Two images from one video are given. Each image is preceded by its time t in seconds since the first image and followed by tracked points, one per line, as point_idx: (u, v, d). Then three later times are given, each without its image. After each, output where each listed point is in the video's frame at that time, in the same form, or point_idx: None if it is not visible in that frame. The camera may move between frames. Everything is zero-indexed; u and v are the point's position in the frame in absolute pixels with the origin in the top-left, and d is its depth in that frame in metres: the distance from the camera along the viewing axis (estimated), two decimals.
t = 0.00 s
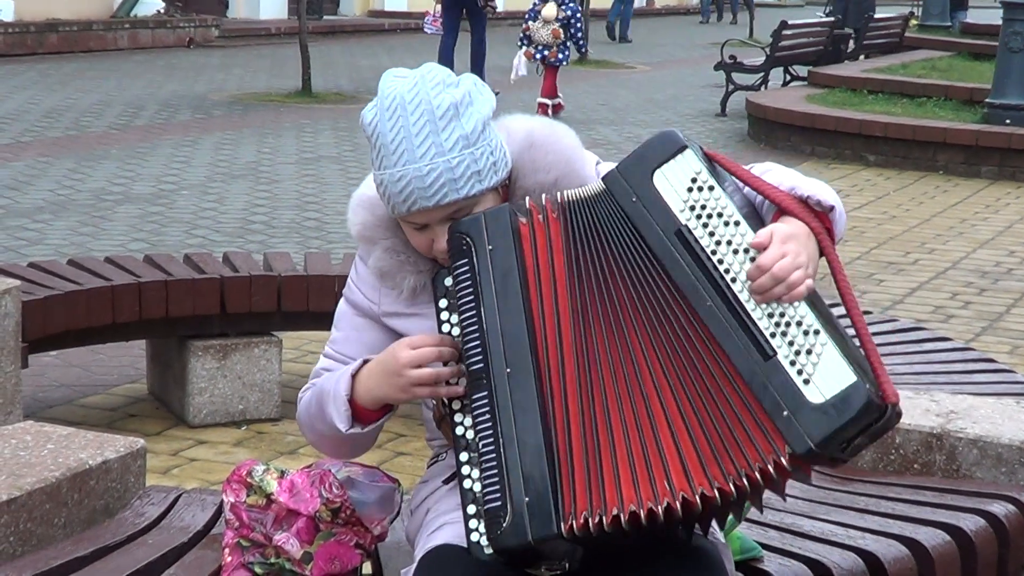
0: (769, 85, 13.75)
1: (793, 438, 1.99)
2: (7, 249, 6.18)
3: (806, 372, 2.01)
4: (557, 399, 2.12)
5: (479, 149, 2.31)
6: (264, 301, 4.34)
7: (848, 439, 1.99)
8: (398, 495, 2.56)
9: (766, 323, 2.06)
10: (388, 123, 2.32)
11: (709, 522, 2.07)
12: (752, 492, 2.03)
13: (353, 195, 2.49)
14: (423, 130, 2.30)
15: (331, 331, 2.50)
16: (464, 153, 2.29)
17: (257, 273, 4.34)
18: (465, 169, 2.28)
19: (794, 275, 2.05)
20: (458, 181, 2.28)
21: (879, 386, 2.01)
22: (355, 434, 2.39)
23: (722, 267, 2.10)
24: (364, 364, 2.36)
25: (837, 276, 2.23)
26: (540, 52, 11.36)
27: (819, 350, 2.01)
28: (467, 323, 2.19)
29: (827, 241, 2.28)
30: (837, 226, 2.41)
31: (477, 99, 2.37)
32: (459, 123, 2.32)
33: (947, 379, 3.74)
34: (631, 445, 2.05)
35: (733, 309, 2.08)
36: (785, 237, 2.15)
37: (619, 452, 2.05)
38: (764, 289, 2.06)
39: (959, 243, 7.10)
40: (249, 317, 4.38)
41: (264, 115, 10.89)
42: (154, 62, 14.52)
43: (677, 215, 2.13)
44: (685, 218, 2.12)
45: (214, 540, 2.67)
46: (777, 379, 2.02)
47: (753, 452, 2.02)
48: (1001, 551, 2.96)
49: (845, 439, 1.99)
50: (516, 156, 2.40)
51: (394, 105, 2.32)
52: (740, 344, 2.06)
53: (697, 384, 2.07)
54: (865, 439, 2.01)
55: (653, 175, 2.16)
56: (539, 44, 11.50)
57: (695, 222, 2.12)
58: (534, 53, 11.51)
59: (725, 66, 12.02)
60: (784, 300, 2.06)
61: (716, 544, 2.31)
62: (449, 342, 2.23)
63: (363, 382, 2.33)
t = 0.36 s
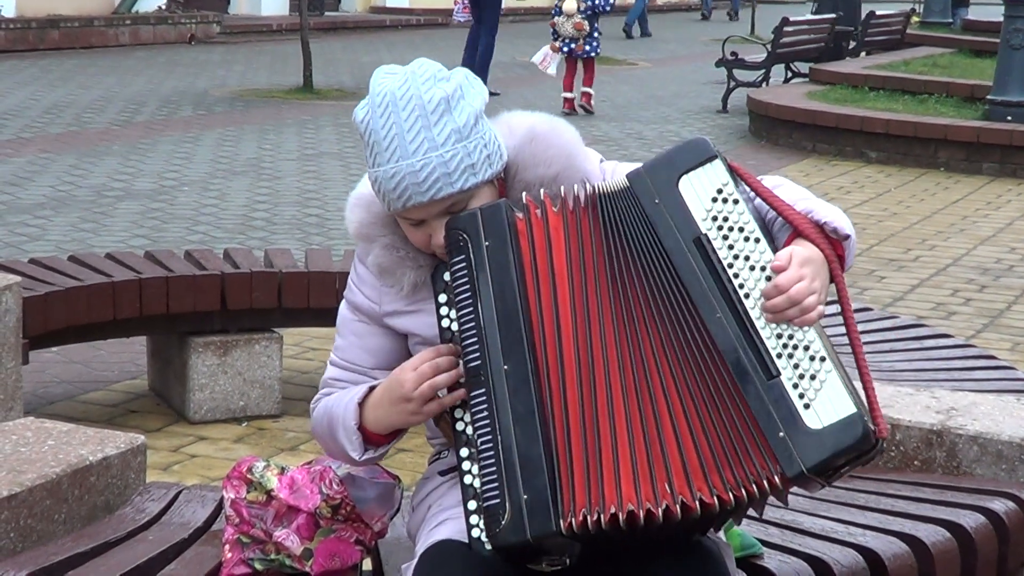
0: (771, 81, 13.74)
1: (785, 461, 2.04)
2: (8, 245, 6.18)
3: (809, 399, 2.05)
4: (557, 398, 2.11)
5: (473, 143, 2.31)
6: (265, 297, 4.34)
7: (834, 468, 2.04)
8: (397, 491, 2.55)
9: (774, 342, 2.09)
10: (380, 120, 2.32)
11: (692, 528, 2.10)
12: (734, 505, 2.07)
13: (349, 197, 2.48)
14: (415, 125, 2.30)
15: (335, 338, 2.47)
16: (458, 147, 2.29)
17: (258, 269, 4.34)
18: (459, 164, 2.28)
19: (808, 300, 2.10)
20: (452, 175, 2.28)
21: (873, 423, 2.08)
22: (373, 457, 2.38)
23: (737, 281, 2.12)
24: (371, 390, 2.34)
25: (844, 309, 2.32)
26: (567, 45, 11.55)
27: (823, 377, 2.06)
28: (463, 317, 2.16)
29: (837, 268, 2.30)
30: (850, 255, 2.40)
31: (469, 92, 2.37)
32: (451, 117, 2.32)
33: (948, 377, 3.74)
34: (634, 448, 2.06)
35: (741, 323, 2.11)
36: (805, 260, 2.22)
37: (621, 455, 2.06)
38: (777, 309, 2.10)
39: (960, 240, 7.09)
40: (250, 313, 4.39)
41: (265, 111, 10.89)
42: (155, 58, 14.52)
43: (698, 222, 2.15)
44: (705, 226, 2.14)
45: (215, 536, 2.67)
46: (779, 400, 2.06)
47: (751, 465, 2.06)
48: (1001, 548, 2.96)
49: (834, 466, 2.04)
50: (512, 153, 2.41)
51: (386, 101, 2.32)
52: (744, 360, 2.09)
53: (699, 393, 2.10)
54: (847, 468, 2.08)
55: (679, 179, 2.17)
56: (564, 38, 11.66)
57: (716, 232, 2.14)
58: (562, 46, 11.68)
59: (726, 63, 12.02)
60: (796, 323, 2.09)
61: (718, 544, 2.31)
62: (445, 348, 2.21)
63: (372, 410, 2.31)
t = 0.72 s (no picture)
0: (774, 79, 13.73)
1: (773, 470, 2.02)
2: (12, 238, 6.18)
3: (802, 408, 2.04)
4: (553, 397, 2.09)
5: (467, 147, 2.25)
6: (268, 292, 4.34)
7: (819, 482, 2.03)
8: (398, 488, 2.48)
9: (772, 352, 2.09)
10: (372, 127, 2.26)
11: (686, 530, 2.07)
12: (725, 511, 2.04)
13: (346, 208, 2.43)
14: (406, 131, 2.24)
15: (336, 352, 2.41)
16: (451, 152, 2.23)
17: (261, 264, 4.34)
18: (453, 169, 2.23)
19: (811, 311, 2.10)
20: (445, 180, 2.22)
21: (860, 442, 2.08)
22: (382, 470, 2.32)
23: (739, 287, 2.12)
24: (379, 402, 2.29)
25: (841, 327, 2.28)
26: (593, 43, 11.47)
27: (818, 390, 2.05)
28: (459, 314, 2.14)
29: (837, 286, 2.28)
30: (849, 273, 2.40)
31: (459, 93, 2.31)
32: (443, 120, 2.25)
33: (951, 375, 3.74)
34: (629, 449, 2.04)
35: (740, 330, 2.10)
36: (809, 272, 2.22)
37: (616, 456, 2.04)
38: (778, 318, 2.09)
39: (963, 239, 7.09)
40: (252, 307, 4.39)
41: (269, 106, 10.88)
42: (158, 52, 14.52)
43: (704, 227, 2.15)
44: (711, 231, 2.15)
45: (217, 529, 2.67)
46: (772, 408, 2.04)
47: (742, 470, 2.03)
48: (1002, 547, 2.95)
49: (820, 480, 2.03)
50: (508, 155, 2.37)
51: (377, 108, 2.25)
52: (740, 366, 2.08)
53: (694, 398, 2.09)
54: (832, 484, 2.06)
55: (688, 183, 2.18)
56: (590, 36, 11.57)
57: (720, 237, 2.14)
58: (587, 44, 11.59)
59: (729, 60, 12.01)
60: (796, 333, 2.09)
61: (722, 541, 2.31)
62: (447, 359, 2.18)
63: (382, 422, 2.25)
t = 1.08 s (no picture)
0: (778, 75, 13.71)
1: (759, 468, 1.99)
2: (15, 234, 6.18)
3: (790, 407, 2.01)
4: (556, 390, 2.09)
5: (470, 134, 2.24)
6: (271, 288, 4.34)
7: (806, 481, 2.00)
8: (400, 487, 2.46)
9: (765, 348, 2.07)
10: (375, 116, 2.25)
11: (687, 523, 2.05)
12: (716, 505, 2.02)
13: (349, 208, 2.43)
14: (409, 118, 2.23)
15: (341, 349, 2.38)
16: (455, 139, 2.22)
17: (265, 260, 4.35)
18: (457, 156, 2.22)
19: (805, 309, 2.07)
20: (449, 166, 2.21)
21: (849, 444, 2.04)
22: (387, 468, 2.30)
23: (734, 282, 2.11)
24: (384, 402, 2.27)
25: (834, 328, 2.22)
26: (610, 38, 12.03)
27: (808, 390, 2.02)
28: (463, 307, 2.13)
29: (834, 286, 2.26)
30: (847, 273, 2.38)
31: (462, 81, 2.30)
32: (446, 108, 2.25)
33: (954, 370, 3.74)
34: (626, 443, 2.03)
35: (736, 325, 2.09)
36: (805, 271, 2.20)
37: (612, 449, 2.03)
38: (770, 314, 2.07)
39: (967, 234, 7.08)
40: (256, 302, 4.39)
41: (272, 102, 10.88)
42: (161, 48, 14.52)
43: (703, 221, 2.15)
44: (710, 225, 2.14)
45: (221, 525, 2.67)
46: (761, 405, 2.02)
47: (730, 465, 2.01)
48: (1007, 541, 2.95)
49: (806, 479, 2.00)
50: (513, 146, 2.37)
51: (380, 96, 2.25)
52: (733, 362, 2.06)
53: (688, 392, 2.07)
54: (820, 483, 2.02)
55: (690, 177, 2.18)
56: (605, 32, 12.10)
57: (719, 231, 2.14)
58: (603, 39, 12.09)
59: (732, 56, 12.00)
60: (789, 331, 2.07)
61: (726, 532, 2.30)
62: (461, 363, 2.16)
63: (389, 421, 2.23)
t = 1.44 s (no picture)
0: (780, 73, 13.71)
1: (752, 472, 1.98)
2: (18, 232, 6.18)
3: (784, 411, 2.00)
4: (557, 392, 2.09)
5: (469, 137, 2.24)
6: (274, 286, 4.34)
7: (799, 485, 1.98)
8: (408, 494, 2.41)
9: (758, 352, 2.05)
10: (375, 121, 2.25)
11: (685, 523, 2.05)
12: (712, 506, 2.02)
13: (348, 219, 2.42)
14: (409, 122, 2.23)
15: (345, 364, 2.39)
16: (455, 142, 2.22)
17: (267, 258, 4.34)
18: (457, 160, 2.21)
19: (799, 313, 2.05)
20: (450, 170, 2.21)
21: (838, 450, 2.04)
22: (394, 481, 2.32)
23: (728, 285, 2.08)
24: (386, 414, 2.28)
25: (827, 330, 2.21)
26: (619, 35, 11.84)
27: (801, 393, 2.00)
28: (463, 311, 2.13)
29: (827, 290, 2.25)
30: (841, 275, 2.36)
31: (461, 86, 2.30)
32: (446, 112, 2.25)
33: (956, 367, 3.74)
34: (624, 446, 2.02)
35: (728, 329, 2.06)
36: (798, 275, 2.17)
37: (610, 453, 2.03)
38: (766, 317, 2.04)
39: (970, 232, 7.08)
40: (259, 300, 4.39)
41: (274, 100, 10.89)
42: (164, 46, 14.53)
43: (697, 223, 2.11)
44: (704, 228, 2.11)
45: (223, 523, 2.67)
46: (754, 409, 2.00)
47: (723, 467, 2.00)
48: (1010, 539, 2.95)
49: (799, 483, 1.98)
50: (511, 148, 2.36)
51: (379, 101, 2.25)
52: (727, 365, 2.04)
53: (683, 394, 2.05)
54: (813, 487, 2.02)
55: (684, 179, 2.14)
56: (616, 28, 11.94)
57: (712, 234, 2.10)
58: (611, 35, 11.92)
59: (735, 54, 12.00)
60: (782, 334, 2.04)
61: (732, 532, 2.31)
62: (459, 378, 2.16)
63: (389, 433, 2.24)
